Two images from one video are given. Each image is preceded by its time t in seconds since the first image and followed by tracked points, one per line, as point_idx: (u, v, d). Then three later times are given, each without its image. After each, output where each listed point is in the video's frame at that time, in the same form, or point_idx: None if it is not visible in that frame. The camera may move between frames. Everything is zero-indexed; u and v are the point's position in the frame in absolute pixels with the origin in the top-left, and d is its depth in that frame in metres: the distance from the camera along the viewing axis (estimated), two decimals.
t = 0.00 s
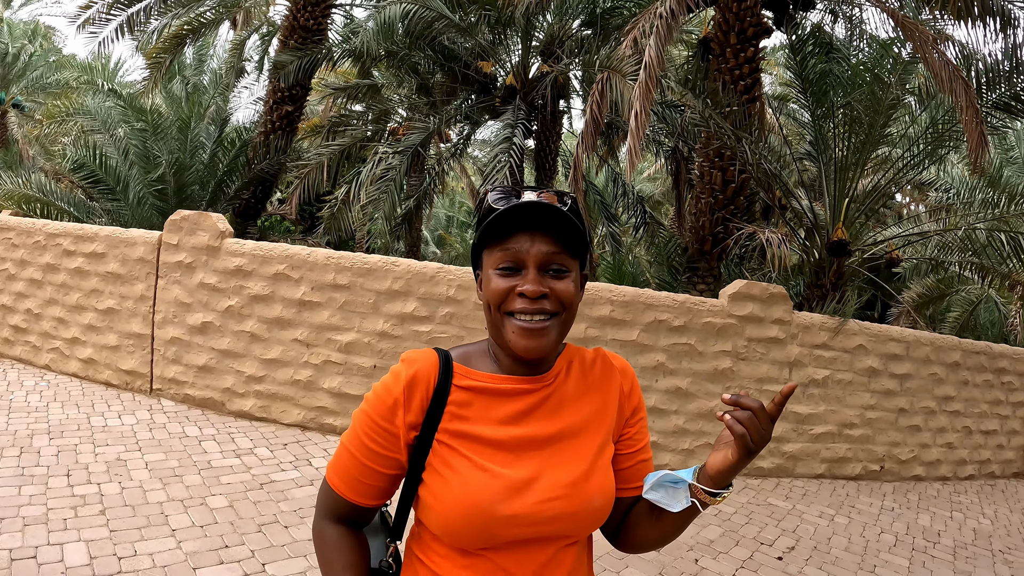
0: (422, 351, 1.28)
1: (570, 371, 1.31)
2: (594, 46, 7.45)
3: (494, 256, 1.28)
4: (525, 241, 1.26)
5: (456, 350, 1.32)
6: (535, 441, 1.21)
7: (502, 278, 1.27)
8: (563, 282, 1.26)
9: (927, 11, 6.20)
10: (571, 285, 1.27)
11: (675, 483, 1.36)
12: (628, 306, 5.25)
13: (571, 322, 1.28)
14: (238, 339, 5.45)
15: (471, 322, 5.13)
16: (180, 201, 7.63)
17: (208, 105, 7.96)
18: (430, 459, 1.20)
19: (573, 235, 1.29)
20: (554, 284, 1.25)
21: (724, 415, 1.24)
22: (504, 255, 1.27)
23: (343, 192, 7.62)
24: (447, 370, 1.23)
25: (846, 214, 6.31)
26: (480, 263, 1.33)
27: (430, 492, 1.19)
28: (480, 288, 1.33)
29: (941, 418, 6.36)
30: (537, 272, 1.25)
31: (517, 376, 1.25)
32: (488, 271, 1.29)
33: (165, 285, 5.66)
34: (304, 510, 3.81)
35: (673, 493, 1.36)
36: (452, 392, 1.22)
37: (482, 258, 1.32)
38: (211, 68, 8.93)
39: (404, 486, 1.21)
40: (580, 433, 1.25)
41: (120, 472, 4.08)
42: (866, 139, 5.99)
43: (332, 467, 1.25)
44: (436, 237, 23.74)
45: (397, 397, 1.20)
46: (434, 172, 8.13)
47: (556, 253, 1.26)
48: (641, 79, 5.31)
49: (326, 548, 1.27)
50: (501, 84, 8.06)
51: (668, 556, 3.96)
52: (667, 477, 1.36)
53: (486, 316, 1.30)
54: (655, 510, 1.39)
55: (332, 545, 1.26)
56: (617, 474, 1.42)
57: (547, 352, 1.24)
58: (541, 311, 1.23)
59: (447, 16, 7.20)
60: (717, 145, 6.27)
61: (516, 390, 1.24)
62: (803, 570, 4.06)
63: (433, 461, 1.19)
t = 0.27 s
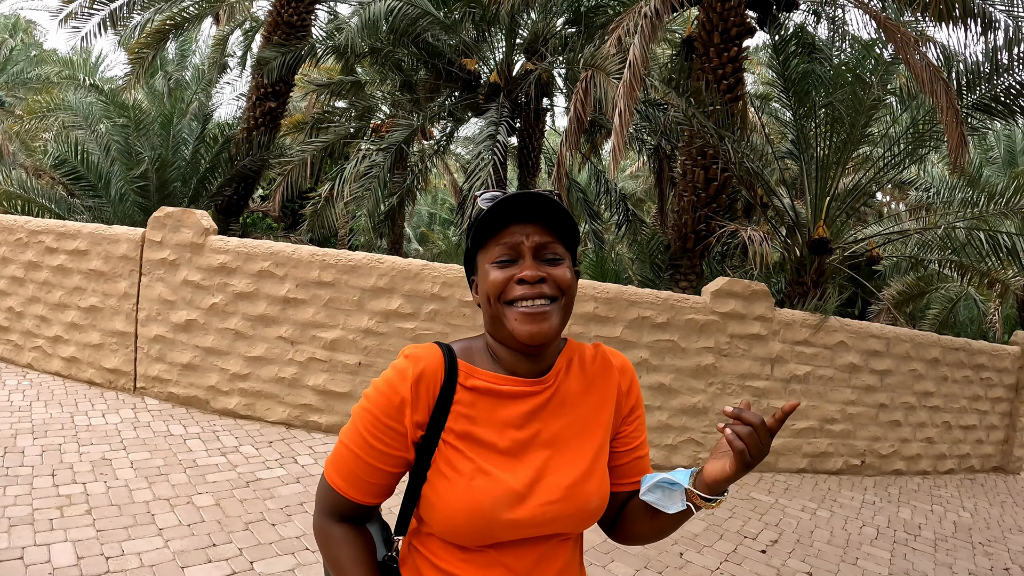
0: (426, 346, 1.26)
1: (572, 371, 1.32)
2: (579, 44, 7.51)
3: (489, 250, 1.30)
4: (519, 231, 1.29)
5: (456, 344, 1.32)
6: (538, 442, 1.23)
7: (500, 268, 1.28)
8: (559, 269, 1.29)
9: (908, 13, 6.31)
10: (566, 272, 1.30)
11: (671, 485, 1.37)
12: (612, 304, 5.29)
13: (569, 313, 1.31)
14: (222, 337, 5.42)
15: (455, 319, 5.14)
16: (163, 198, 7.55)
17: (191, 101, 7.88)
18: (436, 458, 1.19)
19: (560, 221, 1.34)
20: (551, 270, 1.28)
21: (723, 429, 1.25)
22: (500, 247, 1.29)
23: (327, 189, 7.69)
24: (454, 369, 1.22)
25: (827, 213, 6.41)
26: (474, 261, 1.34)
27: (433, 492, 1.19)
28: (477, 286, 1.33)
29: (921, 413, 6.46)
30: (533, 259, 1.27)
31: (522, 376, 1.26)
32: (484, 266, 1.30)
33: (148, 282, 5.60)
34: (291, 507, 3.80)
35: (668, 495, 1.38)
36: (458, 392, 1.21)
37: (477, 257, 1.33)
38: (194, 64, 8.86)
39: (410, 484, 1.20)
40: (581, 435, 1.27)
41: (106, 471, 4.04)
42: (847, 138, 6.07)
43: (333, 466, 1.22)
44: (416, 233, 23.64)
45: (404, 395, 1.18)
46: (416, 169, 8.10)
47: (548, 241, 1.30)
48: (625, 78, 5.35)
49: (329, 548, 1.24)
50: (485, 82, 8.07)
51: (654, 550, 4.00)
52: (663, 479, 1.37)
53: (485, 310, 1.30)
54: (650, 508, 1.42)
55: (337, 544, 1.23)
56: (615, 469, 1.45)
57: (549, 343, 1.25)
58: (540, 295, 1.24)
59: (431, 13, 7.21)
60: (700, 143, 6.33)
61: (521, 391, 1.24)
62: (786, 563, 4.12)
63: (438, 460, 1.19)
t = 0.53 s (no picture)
0: (420, 348, 1.23)
1: (568, 372, 1.31)
2: (561, 42, 7.56)
3: (493, 243, 1.27)
4: (524, 224, 1.27)
5: (449, 344, 1.28)
6: (535, 447, 1.21)
7: (504, 262, 1.25)
8: (562, 264, 1.28)
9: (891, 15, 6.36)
10: (568, 266, 1.29)
11: (670, 486, 1.37)
12: (593, 301, 5.28)
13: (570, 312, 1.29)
14: (199, 334, 5.33)
15: (435, 316, 5.12)
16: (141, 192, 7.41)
17: (168, 93, 7.74)
18: (431, 464, 1.16)
19: (562, 215, 1.34)
20: (555, 264, 1.26)
21: (730, 430, 1.24)
22: (503, 240, 1.26)
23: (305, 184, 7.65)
24: (450, 370, 1.19)
25: (806, 213, 6.53)
26: (472, 254, 1.30)
27: (430, 500, 1.16)
28: (477, 280, 1.29)
29: (899, 411, 6.55)
30: (538, 253, 1.26)
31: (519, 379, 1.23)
32: (485, 260, 1.27)
33: (124, 278, 5.50)
34: (270, 508, 3.75)
35: (668, 496, 1.37)
36: (455, 395, 1.18)
37: (477, 249, 1.29)
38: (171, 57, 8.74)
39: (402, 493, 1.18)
40: (577, 439, 1.26)
41: (81, 471, 3.96)
42: (827, 138, 6.14)
43: (321, 474, 1.18)
44: (394, 230, 23.50)
45: (398, 400, 1.14)
46: (394, 165, 8.14)
47: (551, 235, 1.29)
48: (609, 75, 5.36)
49: (319, 559, 1.21)
50: (466, 78, 8.04)
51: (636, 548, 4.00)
52: (663, 480, 1.37)
53: (485, 306, 1.26)
54: (649, 510, 1.41)
55: (327, 555, 1.20)
56: (610, 470, 1.44)
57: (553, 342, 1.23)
58: (547, 289, 1.23)
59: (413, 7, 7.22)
60: (681, 141, 6.37)
61: (519, 394, 1.22)
62: (768, 560, 4.15)
63: (434, 465, 1.16)
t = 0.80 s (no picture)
0: (413, 359, 1.22)
1: (564, 384, 1.30)
2: (541, 39, 7.60)
3: (502, 239, 1.27)
4: (534, 221, 1.30)
5: (441, 356, 1.28)
6: (532, 461, 1.20)
7: (517, 257, 1.26)
8: (570, 263, 1.31)
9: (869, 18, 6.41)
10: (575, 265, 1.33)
11: (694, 481, 1.37)
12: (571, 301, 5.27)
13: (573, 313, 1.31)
14: (171, 332, 5.21)
15: (412, 315, 5.08)
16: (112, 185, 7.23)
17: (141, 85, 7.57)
18: (425, 481, 1.15)
19: (567, 215, 1.39)
20: (565, 262, 1.29)
21: (750, 412, 1.26)
22: (513, 235, 1.28)
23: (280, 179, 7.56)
24: (444, 384, 1.18)
25: (783, 213, 6.62)
26: (475, 253, 1.29)
27: (426, 519, 1.15)
28: (483, 277, 1.27)
29: (875, 411, 6.64)
30: (549, 249, 1.29)
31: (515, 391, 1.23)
32: (494, 254, 1.27)
33: (94, 274, 5.36)
34: (245, 512, 3.67)
35: (693, 492, 1.38)
36: (449, 409, 1.18)
37: (483, 245, 1.29)
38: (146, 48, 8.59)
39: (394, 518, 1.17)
40: (575, 452, 1.25)
41: (49, 475, 3.84)
42: (805, 139, 6.23)
43: (310, 495, 1.17)
44: (369, 227, 23.27)
45: (390, 414, 1.14)
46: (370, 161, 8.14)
47: (559, 234, 1.33)
48: (589, 73, 5.36)
49: None
50: (444, 74, 8.00)
51: (618, 550, 3.97)
52: (687, 477, 1.37)
53: (493, 305, 1.25)
54: (674, 509, 1.41)
55: None
56: (618, 475, 1.44)
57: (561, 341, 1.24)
58: (561, 284, 1.25)
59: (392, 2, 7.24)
60: (658, 141, 6.42)
61: (514, 407, 1.21)
62: (749, 560, 4.16)
63: (430, 483, 1.15)
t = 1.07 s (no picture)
0: (388, 371, 1.20)
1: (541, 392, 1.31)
2: (514, 36, 7.59)
3: (476, 239, 1.29)
4: (503, 219, 1.34)
5: (417, 367, 1.27)
6: (514, 473, 1.19)
7: (495, 253, 1.27)
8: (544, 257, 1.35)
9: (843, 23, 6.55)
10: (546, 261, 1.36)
11: (745, 406, 1.42)
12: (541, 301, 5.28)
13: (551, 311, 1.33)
14: (134, 330, 5.08)
15: (380, 313, 5.05)
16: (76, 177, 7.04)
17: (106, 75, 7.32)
18: (405, 499, 1.14)
19: (529, 215, 1.45)
20: (541, 255, 1.33)
21: (767, 304, 1.36)
22: (487, 233, 1.30)
23: (246, 174, 7.55)
24: (422, 398, 1.17)
25: (752, 213, 6.74)
26: (450, 258, 1.29)
27: (408, 536, 1.14)
28: (464, 281, 1.26)
29: (841, 410, 6.76)
30: (524, 244, 1.32)
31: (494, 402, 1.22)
32: (470, 254, 1.28)
33: (55, 269, 5.20)
34: (211, 516, 3.58)
35: (749, 414, 1.42)
36: (427, 424, 1.16)
37: (458, 248, 1.29)
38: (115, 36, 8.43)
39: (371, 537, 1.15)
40: (557, 461, 1.25)
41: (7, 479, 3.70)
42: (775, 142, 6.32)
43: (282, 514, 1.14)
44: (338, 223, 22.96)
45: (366, 430, 1.12)
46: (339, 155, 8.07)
47: (526, 230, 1.38)
48: (563, 71, 5.38)
49: None
50: (414, 68, 7.94)
51: (590, 551, 3.97)
52: (737, 406, 1.41)
53: (477, 306, 1.24)
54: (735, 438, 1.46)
55: None
56: (643, 449, 1.52)
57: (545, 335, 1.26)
58: (543, 272, 1.27)
59: None
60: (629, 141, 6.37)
61: (494, 419, 1.20)
62: (720, 559, 4.20)
63: (409, 498, 1.14)
